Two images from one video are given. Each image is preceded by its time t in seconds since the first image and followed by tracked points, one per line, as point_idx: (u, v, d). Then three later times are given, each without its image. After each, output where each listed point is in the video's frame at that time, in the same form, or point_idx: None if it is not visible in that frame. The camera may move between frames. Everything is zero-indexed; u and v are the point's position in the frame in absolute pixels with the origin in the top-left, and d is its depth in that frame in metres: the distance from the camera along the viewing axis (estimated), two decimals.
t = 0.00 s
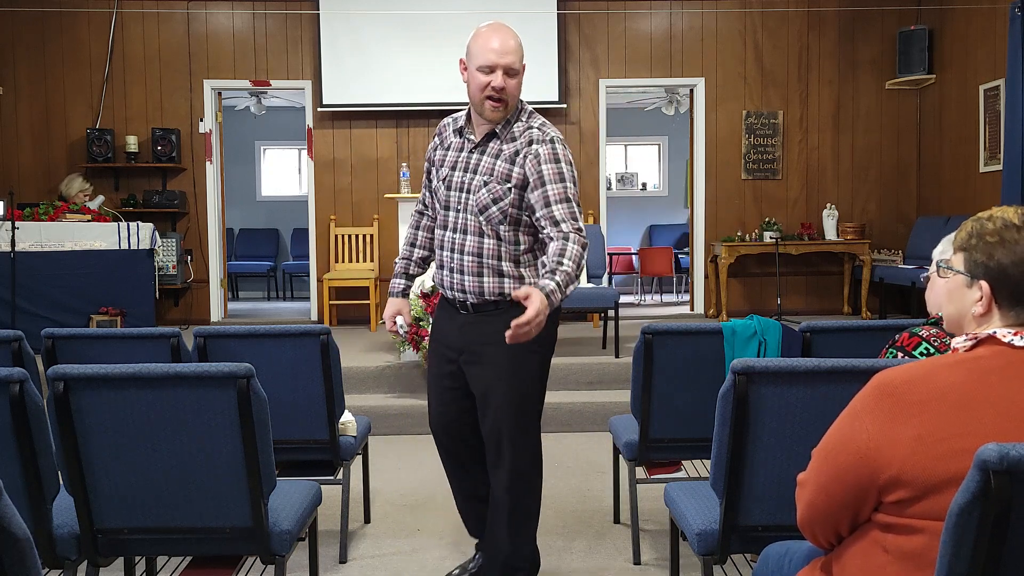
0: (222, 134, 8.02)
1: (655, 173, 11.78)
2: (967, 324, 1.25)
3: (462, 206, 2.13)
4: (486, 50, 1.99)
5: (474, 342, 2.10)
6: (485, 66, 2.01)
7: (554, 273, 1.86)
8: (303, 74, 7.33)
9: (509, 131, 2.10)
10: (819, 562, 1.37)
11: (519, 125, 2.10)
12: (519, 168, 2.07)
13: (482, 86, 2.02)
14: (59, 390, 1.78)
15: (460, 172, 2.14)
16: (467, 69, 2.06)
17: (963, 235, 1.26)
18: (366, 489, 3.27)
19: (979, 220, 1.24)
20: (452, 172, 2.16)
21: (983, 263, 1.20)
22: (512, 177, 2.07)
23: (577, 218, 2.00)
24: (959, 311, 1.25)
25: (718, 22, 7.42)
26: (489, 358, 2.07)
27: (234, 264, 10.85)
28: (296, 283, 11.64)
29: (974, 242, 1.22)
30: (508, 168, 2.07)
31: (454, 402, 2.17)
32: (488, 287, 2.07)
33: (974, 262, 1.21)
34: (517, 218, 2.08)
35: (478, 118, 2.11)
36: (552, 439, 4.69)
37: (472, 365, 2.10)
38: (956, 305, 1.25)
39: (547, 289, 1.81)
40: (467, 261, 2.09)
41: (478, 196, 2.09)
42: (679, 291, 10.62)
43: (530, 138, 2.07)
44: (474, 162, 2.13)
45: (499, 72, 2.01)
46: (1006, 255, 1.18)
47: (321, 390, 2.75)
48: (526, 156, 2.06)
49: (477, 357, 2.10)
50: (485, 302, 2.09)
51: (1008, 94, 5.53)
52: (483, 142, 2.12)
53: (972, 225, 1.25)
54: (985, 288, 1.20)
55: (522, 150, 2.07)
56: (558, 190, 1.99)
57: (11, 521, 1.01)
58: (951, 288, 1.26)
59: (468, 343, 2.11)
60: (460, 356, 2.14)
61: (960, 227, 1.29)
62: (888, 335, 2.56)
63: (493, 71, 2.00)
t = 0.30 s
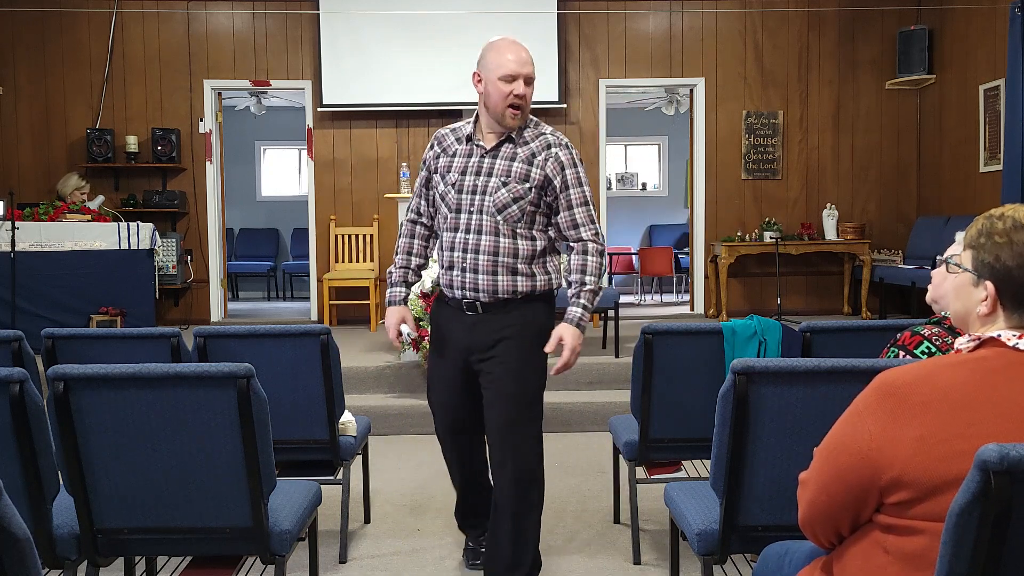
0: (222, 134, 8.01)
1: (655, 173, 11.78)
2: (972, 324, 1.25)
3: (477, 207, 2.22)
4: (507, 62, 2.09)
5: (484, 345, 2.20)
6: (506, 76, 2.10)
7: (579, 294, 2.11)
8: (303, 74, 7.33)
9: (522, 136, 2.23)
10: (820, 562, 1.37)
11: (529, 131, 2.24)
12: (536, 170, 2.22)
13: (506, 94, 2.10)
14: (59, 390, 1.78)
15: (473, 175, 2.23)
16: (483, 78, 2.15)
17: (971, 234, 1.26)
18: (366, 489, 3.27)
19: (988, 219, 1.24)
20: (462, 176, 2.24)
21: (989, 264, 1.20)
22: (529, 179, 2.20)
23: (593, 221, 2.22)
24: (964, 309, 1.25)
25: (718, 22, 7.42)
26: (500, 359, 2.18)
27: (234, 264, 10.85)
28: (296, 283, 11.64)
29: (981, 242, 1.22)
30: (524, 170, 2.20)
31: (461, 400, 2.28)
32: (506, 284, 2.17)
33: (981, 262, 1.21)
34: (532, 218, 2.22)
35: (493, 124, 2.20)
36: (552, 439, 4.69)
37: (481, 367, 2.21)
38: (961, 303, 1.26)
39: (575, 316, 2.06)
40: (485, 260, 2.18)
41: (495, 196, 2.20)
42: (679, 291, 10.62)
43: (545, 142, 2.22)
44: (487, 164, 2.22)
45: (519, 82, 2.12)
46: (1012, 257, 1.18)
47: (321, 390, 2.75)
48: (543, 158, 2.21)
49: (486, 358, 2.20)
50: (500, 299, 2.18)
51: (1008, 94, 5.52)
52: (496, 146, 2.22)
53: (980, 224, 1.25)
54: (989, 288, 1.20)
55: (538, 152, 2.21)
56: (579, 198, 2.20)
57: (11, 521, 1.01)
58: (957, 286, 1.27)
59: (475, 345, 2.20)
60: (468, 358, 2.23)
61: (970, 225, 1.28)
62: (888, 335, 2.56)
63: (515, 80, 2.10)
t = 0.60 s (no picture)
0: (222, 134, 8.01)
1: (655, 173, 11.78)
2: (968, 323, 1.26)
3: (490, 219, 2.35)
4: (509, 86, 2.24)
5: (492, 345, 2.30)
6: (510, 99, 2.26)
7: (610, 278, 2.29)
8: (303, 74, 7.33)
9: (520, 152, 2.39)
10: (819, 562, 1.37)
11: (525, 147, 2.41)
12: (539, 181, 2.40)
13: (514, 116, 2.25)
14: (59, 390, 1.77)
15: (482, 190, 2.35)
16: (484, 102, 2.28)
17: (968, 233, 1.25)
18: (366, 489, 3.27)
19: (986, 218, 1.24)
20: (471, 191, 2.36)
21: (986, 262, 1.20)
22: (536, 190, 2.39)
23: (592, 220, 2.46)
24: (960, 309, 1.25)
25: (718, 22, 7.42)
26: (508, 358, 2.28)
27: (234, 264, 10.85)
28: (296, 283, 11.64)
29: (978, 241, 1.22)
30: (531, 183, 2.38)
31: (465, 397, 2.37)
32: (526, 288, 2.32)
33: (978, 260, 1.21)
34: (538, 224, 2.41)
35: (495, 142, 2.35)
36: (552, 439, 4.69)
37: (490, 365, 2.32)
38: (958, 302, 1.26)
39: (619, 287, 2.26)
40: (506, 267, 2.30)
41: (508, 208, 2.35)
42: (679, 291, 10.62)
43: (543, 156, 2.40)
44: (493, 179, 2.36)
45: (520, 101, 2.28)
46: (1008, 256, 1.18)
47: (321, 390, 2.74)
48: (545, 170, 2.40)
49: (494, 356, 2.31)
50: (517, 303, 2.32)
51: (1008, 94, 5.52)
52: (501, 162, 2.36)
53: (977, 223, 1.25)
54: (986, 287, 1.20)
55: (539, 165, 2.39)
56: (580, 200, 2.42)
57: (11, 521, 1.01)
58: (955, 285, 1.27)
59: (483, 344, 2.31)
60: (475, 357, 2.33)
61: (969, 223, 1.28)
62: (888, 335, 2.55)
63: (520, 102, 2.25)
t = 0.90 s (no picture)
0: (222, 134, 8.01)
1: (655, 173, 11.77)
2: (969, 323, 1.25)
3: (504, 210, 2.49)
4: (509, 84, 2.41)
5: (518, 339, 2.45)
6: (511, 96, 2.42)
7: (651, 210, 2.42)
8: (303, 74, 7.34)
9: (522, 144, 2.55)
10: (819, 562, 1.37)
11: (525, 140, 2.56)
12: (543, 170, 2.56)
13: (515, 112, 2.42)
14: (59, 390, 1.77)
15: (493, 183, 2.49)
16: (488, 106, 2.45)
17: (966, 234, 1.25)
18: (366, 489, 3.27)
19: (982, 218, 1.24)
20: (483, 184, 2.49)
21: (981, 261, 1.19)
22: (541, 178, 2.55)
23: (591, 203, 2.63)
24: (961, 309, 1.25)
25: (718, 22, 7.42)
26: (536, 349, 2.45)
27: (233, 264, 10.85)
28: (296, 283, 11.64)
29: (974, 241, 1.22)
30: (538, 171, 2.53)
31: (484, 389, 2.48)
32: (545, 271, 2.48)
33: (973, 259, 1.21)
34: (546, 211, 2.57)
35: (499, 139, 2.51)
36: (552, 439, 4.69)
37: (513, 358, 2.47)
38: (957, 303, 1.26)
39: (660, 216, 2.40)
40: (526, 253, 2.46)
41: (519, 198, 2.50)
42: (679, 291, 10.63)
43: (542, 147, 2.57)
44: (502, 172, 2.50)
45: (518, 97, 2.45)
46: (1002, 254, 1.17)
47: (321, 390, 2.74)
48: (547, 160, 2.56)
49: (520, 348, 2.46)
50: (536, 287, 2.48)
51: (1007, 93, 5.52)
52: (508, 155, 2.51)
53: (975, 224, 1.25)
54: (982, 286, 1.20)
55: (542, 154, 2.55)
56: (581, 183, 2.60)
57: (11, 521, 1.01)
58: (955, 287, 1.27)
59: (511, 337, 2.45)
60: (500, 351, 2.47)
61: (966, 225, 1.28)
62: (888, 336, 2.55)
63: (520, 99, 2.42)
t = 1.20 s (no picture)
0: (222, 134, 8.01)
1: (655, 173, 11.78)
2: (969, 323, 1.25)
3: (525, 208, 2.71)
4: (529, 91, 2.63)
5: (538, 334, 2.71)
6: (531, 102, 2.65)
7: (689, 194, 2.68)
8: (303, 74, 7.34)
9: (541, 146, 2.77)
10: (819, 562, 1.37)
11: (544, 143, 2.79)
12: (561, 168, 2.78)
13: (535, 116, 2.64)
14: (59, 390, 1.77)
15: (514, 183, 2.71)
16: (510, 110, 2.67)
17: (963, 235, 1.25)
18: (366, 489, 3.27)
19: (979, 218, 1.24)
20: (506, 185, 2.71)
21: (977, 261, 1.19)
22: (559, 177, 2.77)
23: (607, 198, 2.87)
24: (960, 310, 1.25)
25: (718, 22, 7.42)
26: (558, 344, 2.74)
27: (234, 264, 10.86)
28: (296, 283, 11.64)
29: (971, 241, 1.22)
30: (556, 171, 2.76)
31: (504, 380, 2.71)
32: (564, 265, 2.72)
33: (970, 260, 1.21)
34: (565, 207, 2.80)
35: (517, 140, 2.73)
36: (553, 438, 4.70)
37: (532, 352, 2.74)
38: (956, 303, 1.25)
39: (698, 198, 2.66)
40: (547, 248, 2.70)
41: (539, 196, 2.73)
42: (679, 291, 10.63)
43: (559, 147, 2.79)
44: (523, 172, 2.72)
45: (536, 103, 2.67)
46: (996, 254, 1.17)
47: (321, 390, 2.74)
48: (564, 160, 2.79)
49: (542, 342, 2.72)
50: (555, 279, 2.73)
51: (1007, 93, 5.52)
52: (528, 157, 2.74)
53: (972, 224, 1.24)
54: (979, 286, 1.20)
55: (559, 155, 2.77)
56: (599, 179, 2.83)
57: (11, 521, 1.01)
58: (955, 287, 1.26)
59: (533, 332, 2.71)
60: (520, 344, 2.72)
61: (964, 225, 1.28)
62: (888, 335, 2.55)
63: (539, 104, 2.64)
